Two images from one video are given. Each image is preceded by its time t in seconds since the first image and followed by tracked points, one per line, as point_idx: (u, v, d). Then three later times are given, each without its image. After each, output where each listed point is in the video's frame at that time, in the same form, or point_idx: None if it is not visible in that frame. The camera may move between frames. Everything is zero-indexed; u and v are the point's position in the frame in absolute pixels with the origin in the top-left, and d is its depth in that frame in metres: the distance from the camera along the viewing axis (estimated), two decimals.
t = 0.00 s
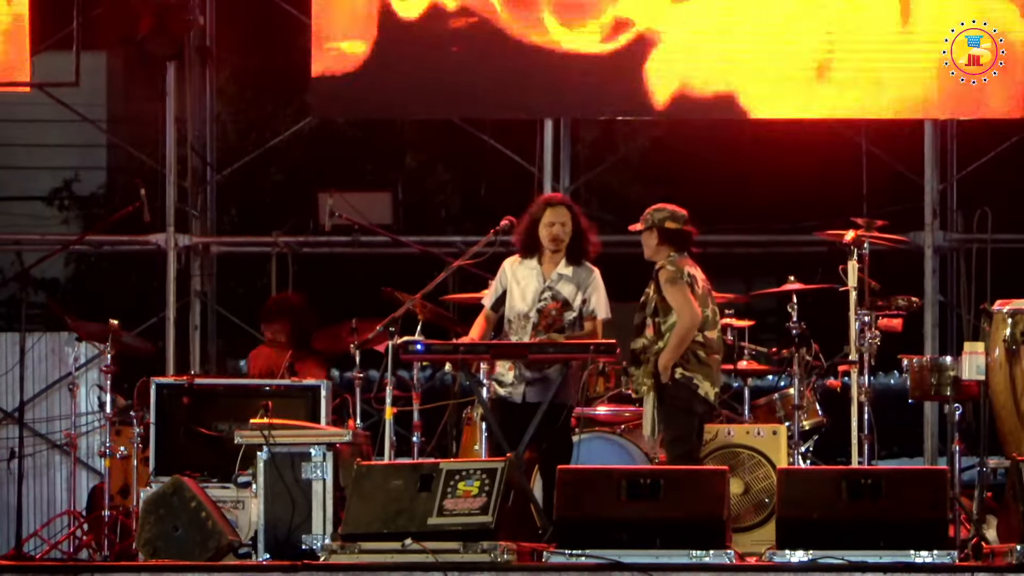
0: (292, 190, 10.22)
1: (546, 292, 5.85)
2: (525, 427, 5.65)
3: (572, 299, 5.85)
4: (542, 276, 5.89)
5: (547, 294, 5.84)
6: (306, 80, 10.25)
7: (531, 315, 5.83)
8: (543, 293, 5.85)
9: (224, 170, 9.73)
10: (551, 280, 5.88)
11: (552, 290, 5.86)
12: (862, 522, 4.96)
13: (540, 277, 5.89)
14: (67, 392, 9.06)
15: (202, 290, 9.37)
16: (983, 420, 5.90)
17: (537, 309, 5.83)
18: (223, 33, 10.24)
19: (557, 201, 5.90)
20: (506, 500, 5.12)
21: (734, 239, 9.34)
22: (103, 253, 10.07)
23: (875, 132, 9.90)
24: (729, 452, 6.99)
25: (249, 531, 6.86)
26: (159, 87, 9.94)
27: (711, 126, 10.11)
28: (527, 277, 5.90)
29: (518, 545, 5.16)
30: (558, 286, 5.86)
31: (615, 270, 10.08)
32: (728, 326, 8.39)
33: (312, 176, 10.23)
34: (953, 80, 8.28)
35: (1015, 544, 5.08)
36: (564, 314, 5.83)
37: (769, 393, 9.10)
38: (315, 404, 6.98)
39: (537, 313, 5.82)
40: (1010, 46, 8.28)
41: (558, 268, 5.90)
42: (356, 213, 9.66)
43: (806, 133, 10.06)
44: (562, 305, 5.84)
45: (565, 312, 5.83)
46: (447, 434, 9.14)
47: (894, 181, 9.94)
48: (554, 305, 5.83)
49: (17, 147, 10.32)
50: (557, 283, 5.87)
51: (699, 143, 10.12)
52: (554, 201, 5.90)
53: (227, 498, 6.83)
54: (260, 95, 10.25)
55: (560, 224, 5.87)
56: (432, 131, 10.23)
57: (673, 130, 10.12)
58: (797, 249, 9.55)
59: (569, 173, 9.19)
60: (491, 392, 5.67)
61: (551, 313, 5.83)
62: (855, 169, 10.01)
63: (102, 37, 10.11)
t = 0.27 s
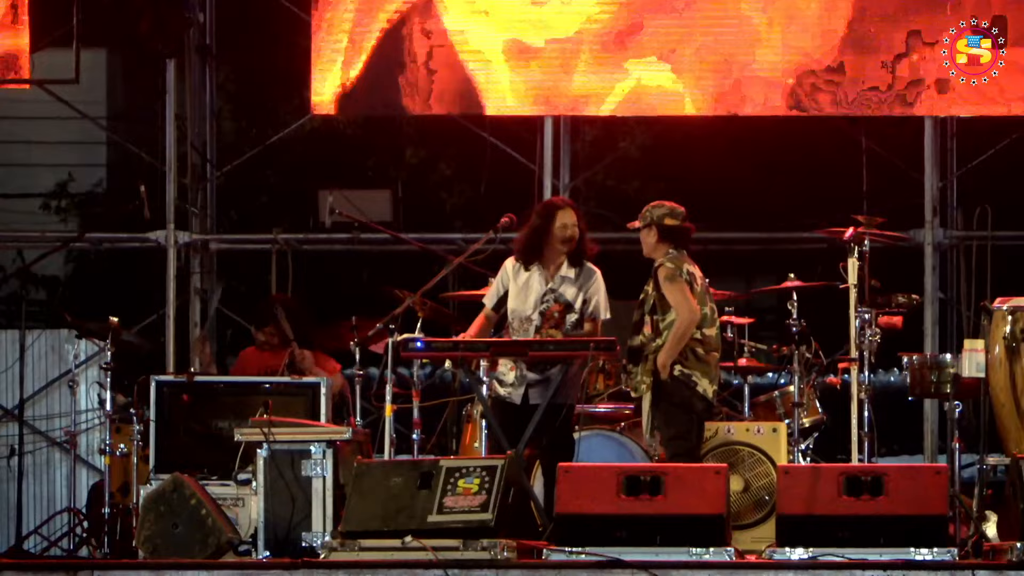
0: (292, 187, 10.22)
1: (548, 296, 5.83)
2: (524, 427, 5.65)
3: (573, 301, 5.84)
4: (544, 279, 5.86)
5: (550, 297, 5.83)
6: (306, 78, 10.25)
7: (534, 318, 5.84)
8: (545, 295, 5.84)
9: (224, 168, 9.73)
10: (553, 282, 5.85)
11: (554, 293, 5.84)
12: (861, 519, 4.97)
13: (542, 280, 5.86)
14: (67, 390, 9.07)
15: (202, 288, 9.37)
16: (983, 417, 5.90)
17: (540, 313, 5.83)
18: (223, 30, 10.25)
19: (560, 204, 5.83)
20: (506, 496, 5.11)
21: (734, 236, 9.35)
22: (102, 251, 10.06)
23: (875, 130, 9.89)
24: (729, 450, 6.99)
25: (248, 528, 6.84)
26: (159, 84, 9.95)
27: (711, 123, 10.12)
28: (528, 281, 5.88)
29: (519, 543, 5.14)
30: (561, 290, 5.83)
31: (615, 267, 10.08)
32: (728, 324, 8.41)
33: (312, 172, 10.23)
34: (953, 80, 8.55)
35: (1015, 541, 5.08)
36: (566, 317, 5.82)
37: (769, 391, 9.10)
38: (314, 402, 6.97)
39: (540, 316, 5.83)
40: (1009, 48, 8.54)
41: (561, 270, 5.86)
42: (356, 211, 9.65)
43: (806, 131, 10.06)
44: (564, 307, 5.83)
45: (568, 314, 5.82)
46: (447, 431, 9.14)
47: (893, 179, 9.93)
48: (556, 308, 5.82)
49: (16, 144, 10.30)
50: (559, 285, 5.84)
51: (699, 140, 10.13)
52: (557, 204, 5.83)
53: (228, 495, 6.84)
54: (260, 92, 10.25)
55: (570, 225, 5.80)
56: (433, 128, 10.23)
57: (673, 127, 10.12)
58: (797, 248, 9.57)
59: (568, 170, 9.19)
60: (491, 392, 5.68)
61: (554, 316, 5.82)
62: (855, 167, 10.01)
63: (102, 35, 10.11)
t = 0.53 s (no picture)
0: (292, 185, 10.22)
1: (548, 295, 5.83)
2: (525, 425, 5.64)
3: (574, 300, 5.84)
4: (544, 278, 5.86)
5: (550, 296, 5.83)
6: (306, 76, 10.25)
7: (535, 317, 5.84)
8: (545, 295, 5.84)
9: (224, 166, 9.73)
10: (553, 281, 5.85)
11: (554, 292, 5.84)
12: (861, 518, 4.97)
13: (542, 279, 5.86)
14: (67, 388, 9.07)
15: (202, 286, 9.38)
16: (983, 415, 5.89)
17: (541, 312, 5.83)
18: (223, 29, 10.24)
19: (560, 204, 5.84)
20: (507, 495, 5.13)
21: (735, 235, 9.35)
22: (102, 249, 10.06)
23: (875, 128, 9.89)
24: (729, 448, 6.98)
25: (249, 527, 6.85)
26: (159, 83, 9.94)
27: (711, 122, 10.11)
28: (528, 279, 5.87)
29: (519, 541, 5.15)
30: (562, 289, 5.84)
31: (615, 265, 10.08)
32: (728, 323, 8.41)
33: (313, 171, 10.23)
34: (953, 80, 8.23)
35: (1015, 540, 5.08)
36: (567, 316, 5.82)
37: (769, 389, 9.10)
38: (314, 401, 6.99)
39: (541, 316, 5.82)
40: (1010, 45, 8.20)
41: (561, 269, 5.86)
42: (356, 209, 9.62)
43: (806, 129, 10.05)
44: (564, 306, 5.83)
45: (568, 313, 5.83)
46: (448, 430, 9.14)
47: (894, 177, 9.93)
48: (557, 307, 5.83)
49: (16, 143, 10.28)
50: (559, 284, 5.85)
51: (699, 139, 10.12)
52: (557, 203, 5.84)
53: (227, 494, 6.82)
54: (260, 90, 10.25)
55: (572, 223, 5.82)
56: (433, 127, 10.23)
57: (673, 126, 10.11)
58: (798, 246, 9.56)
59: (569, 169, 9.19)
60: (491, 391, 5.67)
61: (555, 315, 5.82)
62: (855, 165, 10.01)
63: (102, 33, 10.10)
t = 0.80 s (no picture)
0: (292, 184, 10.21)
1: (547, 294, 5.84)
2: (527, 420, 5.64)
3: (572, 298, 5.85)
4: (542, 277, 5.86)
5: (548, 295, 5.83)
6: (306, 74, 10.24)
7: (534, 316, 5.84)
8: (543, 294, 5.84)
9: (224, 164, 9.73)
10: (551, 279, 5.85)
11: (553, 291, 5.84)
12: (860, 516, 4.96)
13: (540, 278, 5.86)
14: (67, 386, 9.07)
15: (202, 284, 9.37)
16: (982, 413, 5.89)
17: (540, 311, 5.84)
18: (223, 26, 10.24)
19: (558, 202, 5.81)
20: (506, 493, 5.12)
21: (734, 233, 9.35)
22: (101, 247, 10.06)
23: (875, 126, 9.89)
24: (728, 446, 6.98)
25: (249, 525, 6.85)
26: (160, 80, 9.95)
27: (711, 119, 10.11)
28: (526, 279, 5.88)
29: (520, 539, 5.11)
30: (560, 286, 5.84)
31: (615, 263, 10.08)
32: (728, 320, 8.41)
33: (313, 168, 10.23)
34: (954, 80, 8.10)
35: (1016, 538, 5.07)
36: (566, 314, 5.83)
37: (769, 387, 9.10)
38: (314, 398, 6.98)
39: (540, 315, 5.83)
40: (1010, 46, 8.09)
41: (559, 267, 5.86)
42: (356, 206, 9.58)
43: (806, 127, 10.05)
44: (563, 304, 5.84)
45: (567, 311, 5.83)
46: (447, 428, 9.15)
47: (894, 175, 9.93)
48: (556, 305, 5.83)
49: (15, 141, 10.30)
50: (557, 283, 5.85)
51: (700, 136, 10.12)
52: (554, 201, 5.81)
53: (227, 492, 6.84)
54: (260, 88, 10.24)
55: (570, 222, 5.79)
56: (432, 124, 10.22)
57: (673, 123, 10.11)
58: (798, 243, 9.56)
59: (568, 167, 9.18)
60: (492, 389, 5.67)
61: (555, 314, 5.83)
62: (856, 162, 10.00)
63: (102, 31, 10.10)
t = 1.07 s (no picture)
0: (292, 182, 10.21)
1: (545, 293, 5.83)
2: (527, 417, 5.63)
3: (570, 297, 5.84)
4: (540, 277, 5.86)
5: (546, 294, 5.83)
6: (306, 73, 10.24)
7: (533, 316, 5.84)
8: (542, 293, 5.84)
9: (224, 162, 9.73)
10: (549, 279, 5.85)
11: (551, 290, 5.84)
12: (860, 515, 4.96)
13: (537, 278, 5.86)
14: (67, 384, 9.07)
15: (202, 282, 9.37)
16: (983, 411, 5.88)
17: (538, 310, 5.83)
18: (223, 25, 10.24)
19: (557, 201, 5.81)
20: (506, 492, 5.12)
21: (734, 231, 9.35)
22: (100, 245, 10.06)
23: (875, 124, 9.88)
24: (728, 445, 6.99)
25: (249, 524, 6.82)
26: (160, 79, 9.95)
27: (711, 118, 10.11)
28: (524, 278, 5.88)
29: (519, 538, 5.11)
30: (558, 286, 5.84)
31: (615, 262, 10.07)
32: (728, 319, 8.41)
33: (313, 167, 10.22)
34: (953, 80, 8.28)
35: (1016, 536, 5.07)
36: (564, 313, 5.82)
37: (769, 386, 9.09)
38: (314, 397, 6.96)
39: (538, 314, 5.82)
40: (1009, 45, 8.28)
41: (556, 267, 5.86)
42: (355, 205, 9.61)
43: (806, 125, 10.04)
44: (561, 303, 5.83)
45: (565, 311, 5.83)
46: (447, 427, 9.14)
47: (894, 174, 9.92)
48: (554, 305, 5.82)
49: (14, 139, 10.31)
50: (555, 282, 5.85)
51: (700, 135, 10.12)
52: (553, 201, 5.82)
53: (227, 490, 6.84)
54: (260, 86, 10.24)
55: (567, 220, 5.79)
56: (432, 122, 10.21)
57: (673, 122, 10.11)
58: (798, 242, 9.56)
59: (568, 165, 9.18)
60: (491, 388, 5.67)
61: (553, 313, 5.82)
62: (856, 161, 10.00)
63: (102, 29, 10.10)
